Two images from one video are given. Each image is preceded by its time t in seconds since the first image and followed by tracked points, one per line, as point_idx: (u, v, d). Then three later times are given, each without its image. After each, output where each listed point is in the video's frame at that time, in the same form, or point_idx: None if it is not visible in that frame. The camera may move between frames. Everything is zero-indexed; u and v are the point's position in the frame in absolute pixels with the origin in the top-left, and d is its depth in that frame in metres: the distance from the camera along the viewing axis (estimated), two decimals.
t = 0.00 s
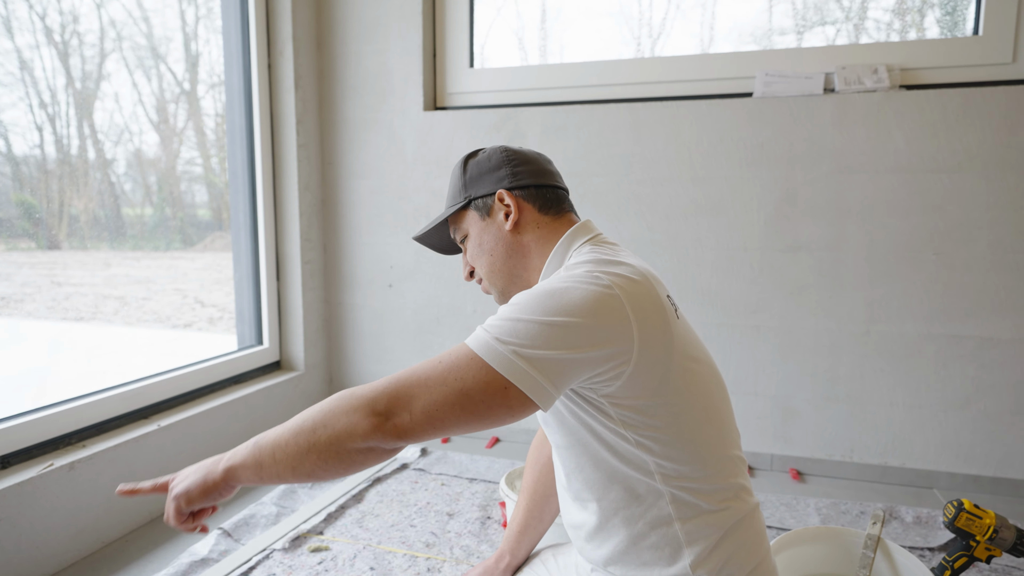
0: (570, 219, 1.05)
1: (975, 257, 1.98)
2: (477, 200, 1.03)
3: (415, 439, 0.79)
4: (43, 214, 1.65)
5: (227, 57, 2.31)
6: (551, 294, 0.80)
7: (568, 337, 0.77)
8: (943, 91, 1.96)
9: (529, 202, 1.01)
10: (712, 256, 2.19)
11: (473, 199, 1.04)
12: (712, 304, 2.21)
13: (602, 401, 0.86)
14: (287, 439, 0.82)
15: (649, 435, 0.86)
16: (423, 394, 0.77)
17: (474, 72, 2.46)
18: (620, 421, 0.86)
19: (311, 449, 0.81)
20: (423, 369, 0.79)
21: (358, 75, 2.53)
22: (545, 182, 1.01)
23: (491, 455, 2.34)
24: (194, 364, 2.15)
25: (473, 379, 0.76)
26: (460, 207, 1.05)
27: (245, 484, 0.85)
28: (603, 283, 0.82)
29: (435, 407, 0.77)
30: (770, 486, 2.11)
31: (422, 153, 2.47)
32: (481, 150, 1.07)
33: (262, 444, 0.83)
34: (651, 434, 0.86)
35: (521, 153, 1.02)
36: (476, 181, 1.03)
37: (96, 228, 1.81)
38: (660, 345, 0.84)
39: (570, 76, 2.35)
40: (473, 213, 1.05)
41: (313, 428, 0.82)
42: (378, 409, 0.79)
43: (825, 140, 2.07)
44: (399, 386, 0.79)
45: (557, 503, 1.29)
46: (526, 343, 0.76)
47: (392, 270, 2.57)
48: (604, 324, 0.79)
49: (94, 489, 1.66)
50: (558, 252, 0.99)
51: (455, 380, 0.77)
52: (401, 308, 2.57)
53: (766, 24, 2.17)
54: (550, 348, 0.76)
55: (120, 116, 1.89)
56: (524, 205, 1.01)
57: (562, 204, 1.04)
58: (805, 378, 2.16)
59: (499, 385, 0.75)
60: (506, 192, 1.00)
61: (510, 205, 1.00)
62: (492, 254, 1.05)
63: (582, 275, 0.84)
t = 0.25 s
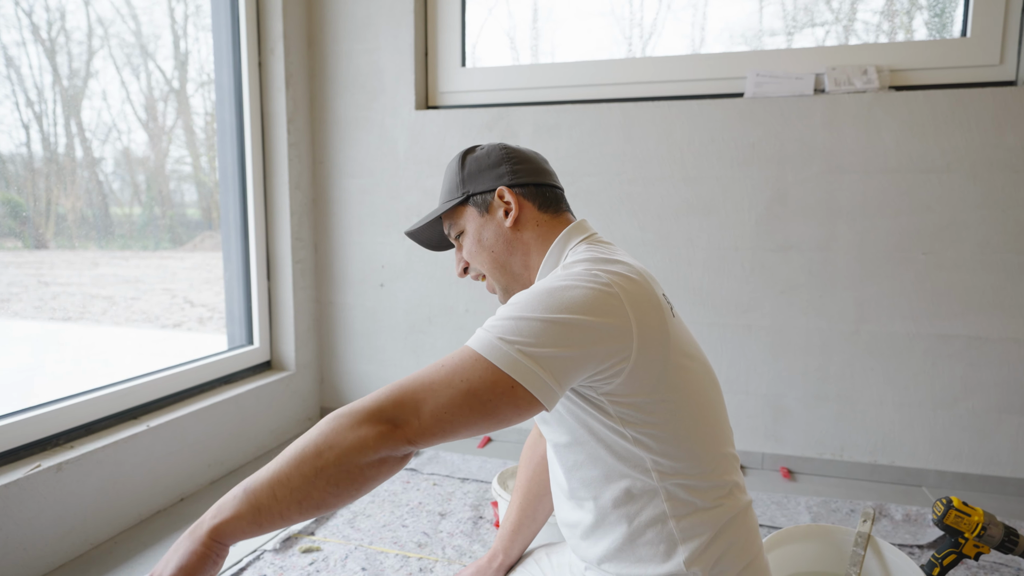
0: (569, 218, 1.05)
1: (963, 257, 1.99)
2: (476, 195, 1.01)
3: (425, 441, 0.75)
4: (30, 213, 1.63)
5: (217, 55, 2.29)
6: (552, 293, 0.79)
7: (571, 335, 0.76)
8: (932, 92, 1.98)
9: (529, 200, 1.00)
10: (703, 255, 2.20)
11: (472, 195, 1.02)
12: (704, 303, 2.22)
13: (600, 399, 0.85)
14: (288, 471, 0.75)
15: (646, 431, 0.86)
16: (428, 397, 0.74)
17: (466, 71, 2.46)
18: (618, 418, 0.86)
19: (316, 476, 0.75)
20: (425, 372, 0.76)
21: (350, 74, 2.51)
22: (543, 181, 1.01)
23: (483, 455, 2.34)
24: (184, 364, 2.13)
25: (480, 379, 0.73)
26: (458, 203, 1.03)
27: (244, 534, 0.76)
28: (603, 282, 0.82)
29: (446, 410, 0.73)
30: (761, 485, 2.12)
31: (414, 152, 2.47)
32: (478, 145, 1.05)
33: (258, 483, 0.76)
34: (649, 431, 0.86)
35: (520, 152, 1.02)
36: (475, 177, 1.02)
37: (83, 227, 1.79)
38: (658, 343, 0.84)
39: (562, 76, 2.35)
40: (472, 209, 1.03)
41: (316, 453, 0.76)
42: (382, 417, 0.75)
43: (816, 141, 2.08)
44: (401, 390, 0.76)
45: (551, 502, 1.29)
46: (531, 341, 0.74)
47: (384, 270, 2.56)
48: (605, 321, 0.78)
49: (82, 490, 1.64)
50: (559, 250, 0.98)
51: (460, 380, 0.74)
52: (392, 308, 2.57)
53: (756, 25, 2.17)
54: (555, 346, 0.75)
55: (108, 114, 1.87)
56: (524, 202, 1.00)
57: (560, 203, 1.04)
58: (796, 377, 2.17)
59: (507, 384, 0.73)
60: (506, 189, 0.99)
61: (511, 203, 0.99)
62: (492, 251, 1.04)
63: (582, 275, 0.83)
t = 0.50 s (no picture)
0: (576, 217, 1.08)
1: (958, 256, 2.00)
2: (497, 176, 0.98)
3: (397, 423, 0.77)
4: (23, 213, 1.62)
5: (212, 54, 2.29)
6: (538, 290, 0.79)
7: (554, 332, 0.76)
8: (927, 91, 1.99)
9: (548, 195, 1.02)
10: (700, 255, 2.20)
11: (491, 174, 0.98)
12: (700, 303, 2.22)
13: (589, 398, 0.85)
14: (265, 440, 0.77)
15: (636, 431, 0.86)
16: (406, 381, 0.76)
17: (462, 70, 2.46)
18: (607, 418, 0.86)
19: (292, 450, 0.77)
20: (404, 357, 0.79)
21: (345, 73, 2.51)
22: (559, 179, 1.03)
23: (480, 454, 2.34)
24: (179, 365, 2.12)
25: (456, 369, 0.75)
26: (474, 178, 0.98)
27: (222, 497, 0.78)
28: (591, 281, 0.82)
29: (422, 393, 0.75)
30: (757, 484, 2.12)
31: (410, 151, 2.46)
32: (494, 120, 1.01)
33: (235, 452, 0.78)
34: (638, 431, 0.86)
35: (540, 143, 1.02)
36: (496, 156, 0.98)
37: (77, 227, 1.78)
38: (645, 342, 0.84)
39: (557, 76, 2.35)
40: (488, 189, 0.99)
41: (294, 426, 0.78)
42: (361, 395, 0.78)
43: (811, 140, 2.08)
44: (380, 370, 0.79)
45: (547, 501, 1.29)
46: (512, 337, 0.75)
47: (380, 269, 2.55)
48: (591, 320, 0.79)
49: (78, 491, 1.63)
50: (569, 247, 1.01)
51: (437, 370, 0.76)
52: (389, 308, 2.56)
53: (751, 25, 2.18)
54: (536, 342, 0.75)
55: (101, 113, 1.86)
56: (543, 197, 1.01)
57: (569, 202, 1.06)
58: (791, 376, 2.17)
59: (484, 377, 0.74)
60: (531, 179, 0.99)
61: (534, 194, 0.99)
62: (502, 235, 1.02)
63: (571, 274, 0.83)
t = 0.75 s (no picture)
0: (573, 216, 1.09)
1: (958, 254, 2.00)
2: (502, 178, 0.98)
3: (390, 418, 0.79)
4: (23, 212, 1.62)
5: (211, 54, 2.29)
6: (537, 289, 0.80)
7: (551, 332, 0.76)
8: (927, 90, 1.99)
9: (550, 195, 1.03)
10: (699, 253, 2.20)
11: (496, 176, 0.98)
12: (700, 301, 2.23)
13: (589, 398, 0.86)
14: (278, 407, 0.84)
15: (637, 431, 0.86)
16: (400, 376, 0.79)
17: (462, 69, 2.46)
18: (607, 418, 0.86)
19: (298, 426, 0.82)
20: (404, 353, 0.81)
21: (345, 72, 2.51)
22: (557, 177, 1.04)
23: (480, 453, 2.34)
24: (179, 364, 2.12)
25: (451, 367, 0.76)
26: (481, 181, 0.97)
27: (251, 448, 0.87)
28: (591, 279, 0.82)
29: (414, 388, 0.77)
30: (758, 482, 2.12)
31: (410, 150, 2.46)
32: (491, 119, 1.00)
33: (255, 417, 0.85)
34: (639, 431, 0.86)
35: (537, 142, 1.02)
36: (500, 158, 0.97)
37: (76, 227, 1.77)
38: (645, 341, 0.84)
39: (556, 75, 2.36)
40: (493, 192, 0.98)
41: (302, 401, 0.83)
42: (357, 386, 0.80)
43: (811, 139, 2.09)
44: (378, 365, 0.81)
45: (547, 500, 1.29)
46: (508, 336, 0.76)
47: (380, 268, 2.55)
48: (590, 318, 0.79)
49: (78, 490, 1.63)
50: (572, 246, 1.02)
51: (434, 364, 0.78)
52: (389, 307, 2.56)
53: (750, 24, 2.18)
54: (533, 342, 0.76)
55: (100, 113, 1.85)
56: (546, 197, 1.02)
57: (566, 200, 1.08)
58: (791, 374, 2.18)
59: (480, 375, 0.76)
60: (535, 179, 1.00)
61: (539, 195, 1.00)
62: (507, 238, 1.01)
63: (572, 272, 0.83)
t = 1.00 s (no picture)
0: (575, 212, 1.04)
1: (962, 253, 2.00)
2: (483, 181, 0.97)
3: (457, 496, 0.74)
4: (25, 210, 1.62)
5: (214, 52, 2.29)
6: (549, 304, 0.77)
7: (578, 347, 0.74)
8: (931, 88, 1.98)
9: (540, 193, 0.99)
10: (702, 252, 2.20)
11: (479, 179, 0.97)
12: (703, 300, 2.22)
13: (603, 402, 0.85)
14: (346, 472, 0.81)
15: (648, 432, 0.86)
16: (451, 446, 0.72)
17: (464, 67, 2.45)
18: (619, 420, 0.86)
19: (368, 492, 0.79)
20: (451, 416, 0.74)
21: (348, 71, 2.51)
22: (553, 171, 0.99)
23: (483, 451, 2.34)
24: (182, 361, 2.12)
25: (498, 415, 0.72)
26: (463, 186, 0.97)
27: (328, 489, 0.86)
28: (597, 280, 0.80)
29: (476, 457, 0.72)
30: (760, 480, 2.12)
31: (413, 149, 2.46)
32: (483, 119, 0.99)
33: (326, 473, 0.83)
34: (650, 432, 0.86)
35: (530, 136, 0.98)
36: (483, 160, 0.96)
37: (79, 226, 1.78)
38: (658, 341, 0.84)
39: (559, 74, 2.35)
40: (478, 195, 0.98)
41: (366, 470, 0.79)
42: (415, 463, 0.74)
43: (814, 137, 2.08)
44: (428, 436, 0.74)
45: (551, 498, 1.28)
46: (541, 363, 0.73)
47: (382, 266, 2.55)
48: (606, 324, 0.77)
49: (82, 486, 1.64)
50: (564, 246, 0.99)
51: (480, 418, 0.72)
52: (391, 305, 2.56)
53: (752, 23, 2.18)
54: (565, 363, 0.73)
55: (102, 112, 1.86)
56: (535, 195, 0.99)
57: (566, 195, 1.03)
58: (795, 372, 2.17)
59: (526, 411, 0.72)
60: (517, 179, 0.96)
61: (522, 194, 0.97)
62: (495, 240, 1.01)
63: (575, 275, 0.81)
